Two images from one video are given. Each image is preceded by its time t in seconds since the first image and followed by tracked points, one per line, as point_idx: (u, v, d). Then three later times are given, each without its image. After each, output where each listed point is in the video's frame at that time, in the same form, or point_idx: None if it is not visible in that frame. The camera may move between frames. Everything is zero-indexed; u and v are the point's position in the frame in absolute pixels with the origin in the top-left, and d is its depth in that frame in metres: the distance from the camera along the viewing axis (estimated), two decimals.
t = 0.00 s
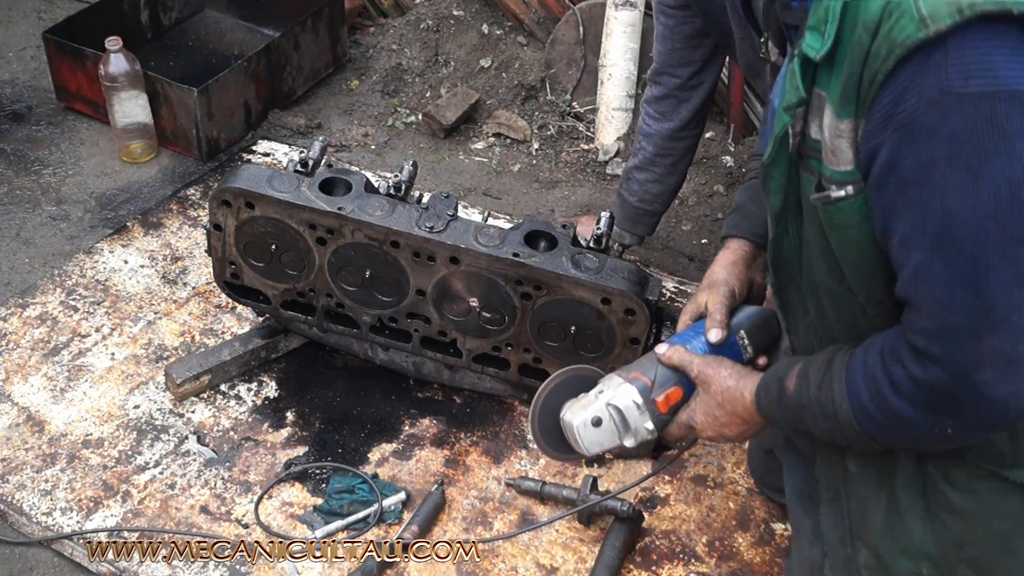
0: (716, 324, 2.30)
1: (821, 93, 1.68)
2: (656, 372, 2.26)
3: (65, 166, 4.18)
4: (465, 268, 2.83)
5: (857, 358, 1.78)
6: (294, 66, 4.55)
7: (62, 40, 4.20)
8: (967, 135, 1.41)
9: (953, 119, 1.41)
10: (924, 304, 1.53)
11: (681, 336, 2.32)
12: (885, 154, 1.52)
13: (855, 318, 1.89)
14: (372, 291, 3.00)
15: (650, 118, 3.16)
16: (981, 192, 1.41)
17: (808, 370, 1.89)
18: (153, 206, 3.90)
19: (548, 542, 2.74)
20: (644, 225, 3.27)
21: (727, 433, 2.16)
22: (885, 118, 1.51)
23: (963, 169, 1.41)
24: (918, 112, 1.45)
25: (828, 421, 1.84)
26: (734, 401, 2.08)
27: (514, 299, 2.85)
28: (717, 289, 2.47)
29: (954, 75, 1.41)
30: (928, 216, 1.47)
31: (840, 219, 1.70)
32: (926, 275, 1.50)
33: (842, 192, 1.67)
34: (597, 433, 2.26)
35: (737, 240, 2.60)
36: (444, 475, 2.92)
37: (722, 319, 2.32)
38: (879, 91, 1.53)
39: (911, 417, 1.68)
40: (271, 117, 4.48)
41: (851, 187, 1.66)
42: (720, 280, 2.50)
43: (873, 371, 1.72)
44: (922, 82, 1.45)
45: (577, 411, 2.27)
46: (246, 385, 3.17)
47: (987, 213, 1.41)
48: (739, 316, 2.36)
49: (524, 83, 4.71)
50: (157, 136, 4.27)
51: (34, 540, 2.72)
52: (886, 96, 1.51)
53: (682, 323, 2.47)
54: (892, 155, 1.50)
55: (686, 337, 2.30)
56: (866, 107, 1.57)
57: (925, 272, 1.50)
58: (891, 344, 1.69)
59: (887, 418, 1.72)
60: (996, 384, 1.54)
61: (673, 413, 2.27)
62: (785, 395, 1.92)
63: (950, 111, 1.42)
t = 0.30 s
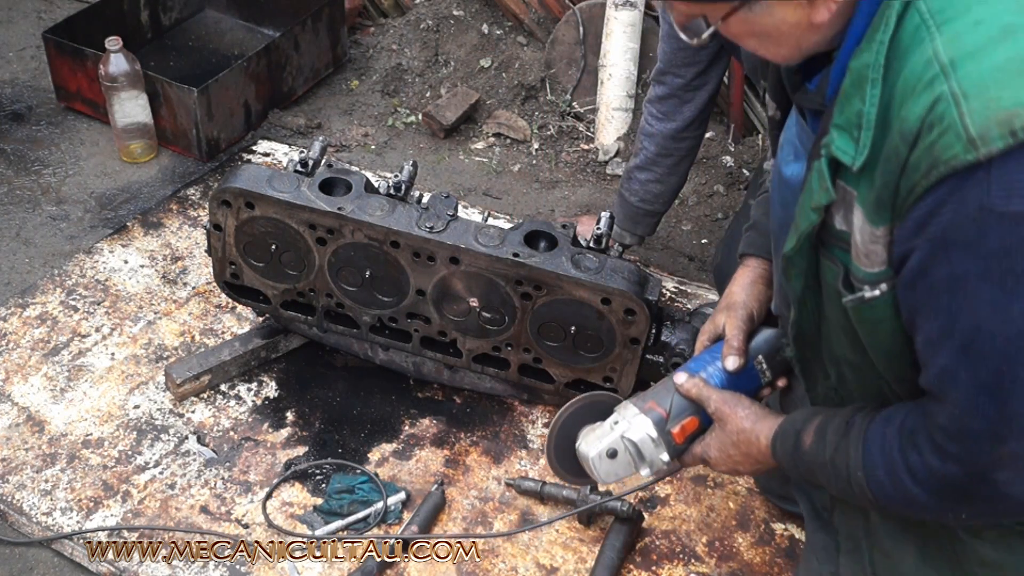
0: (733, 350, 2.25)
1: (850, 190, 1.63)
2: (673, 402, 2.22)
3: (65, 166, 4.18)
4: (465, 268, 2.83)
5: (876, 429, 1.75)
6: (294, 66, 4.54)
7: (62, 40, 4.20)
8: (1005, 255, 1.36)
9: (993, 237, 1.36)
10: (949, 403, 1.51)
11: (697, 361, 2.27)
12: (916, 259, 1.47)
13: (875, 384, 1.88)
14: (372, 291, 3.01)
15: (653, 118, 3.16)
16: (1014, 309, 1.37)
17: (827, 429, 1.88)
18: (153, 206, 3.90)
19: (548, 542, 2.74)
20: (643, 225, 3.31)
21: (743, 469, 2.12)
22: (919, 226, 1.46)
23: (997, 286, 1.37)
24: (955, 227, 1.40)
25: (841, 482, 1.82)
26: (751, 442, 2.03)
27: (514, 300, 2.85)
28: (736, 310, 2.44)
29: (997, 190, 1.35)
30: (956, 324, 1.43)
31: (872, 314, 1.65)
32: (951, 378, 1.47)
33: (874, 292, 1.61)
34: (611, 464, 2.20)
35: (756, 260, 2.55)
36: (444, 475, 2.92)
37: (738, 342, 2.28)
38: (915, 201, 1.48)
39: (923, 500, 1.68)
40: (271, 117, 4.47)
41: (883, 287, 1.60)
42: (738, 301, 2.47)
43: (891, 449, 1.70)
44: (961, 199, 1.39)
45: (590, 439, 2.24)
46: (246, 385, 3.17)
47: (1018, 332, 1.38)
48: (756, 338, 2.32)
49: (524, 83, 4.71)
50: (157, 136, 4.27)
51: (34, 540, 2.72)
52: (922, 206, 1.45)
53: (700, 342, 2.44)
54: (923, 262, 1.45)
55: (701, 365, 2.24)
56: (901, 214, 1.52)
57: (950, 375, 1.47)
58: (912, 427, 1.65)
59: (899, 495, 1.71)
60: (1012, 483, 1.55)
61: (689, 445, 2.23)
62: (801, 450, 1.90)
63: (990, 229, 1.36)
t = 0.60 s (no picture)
0: (733, 375, 2.28)
1: (862, 246, 1.61)
2: (675, 430, 2.21)
3: (65, 166, 4.18)
4: (465, 268, 2.83)
5: (892, 470, 1.69)
6: (294, 66, 4.54)
7: (62, 41, 4.20)
8: None
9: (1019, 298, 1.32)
10: (975, 453, 1.47)
11: (698, 386, 2.30)
12: (936, 320, 1.43)
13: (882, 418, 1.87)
14: (372, 291, 3.00)
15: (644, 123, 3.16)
16: None
17: (839, 469, 1.83)
18: (153, 206, 3.90)
19: (548, 542, 2.74)
20: (643, 227, 3.41)
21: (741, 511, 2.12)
22: (939, 288, 1.43)
23: None
24: (979, 290, 1.35)
25: (857, 523, 1.77)
26: (754, 485, 2.02)
27: (514, 300, 2.85)
28: (737, 333, 2.44)
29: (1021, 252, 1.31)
30: (981, 380, 1.39)
31: (888, 367, 1.63)
32: (977, 432, 1.44)
33: (891, 347, 1.60)
34: (614, 493, 2.21)
35: (755, 280, 2.54)
36: (444, 475, 2.92)
37: (738, 367, 2.30)
38: (936, 264, 1.44)
39: (948, 542, 1.63)
40: (271, 117, 4.47)
41: (900, 340, 1.58)
42: (738, 324, 2.46)
43: (911, 493, 1.64)
44: (985, 264, 1.34)
45: (591, 469, 2.25)
46: (246, 385, 3.17)
47: None
48: (756, 362, 2.34)
49: (524, 83, 4.71)
50: (157, 137, 4.27)
51: (34, 540, 2.72)
52: (943, 268, 1.41)
53: (700, 366, 2.45)
54: (944, 323, 1.41)
55: (701, 393, 2.27)
56: (920, 275, 1.49)
57: (976, 429, 1.43)
58: (931, 472, 1.60)
59: (923, 537, 1.65)
60: None
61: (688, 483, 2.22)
62: (810, 491, 1.87)
63: (1015, 293, 1.32)
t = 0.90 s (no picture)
0: (735, 372, 2.25)
1: (851, 242, 1.58)
2: (676, 424, 2.16)
3: (65, 166, 4.18)
4: (465, 268, 2.83)
5: (880, 467, 1.67)
6: (294, 66, 4.54)
7: (62, 40, 4.20)
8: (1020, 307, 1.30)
9: (1007, 289, 1.30)
10: (965, 446, 1.44)
11: (697, 379, 2.26)
12: (925, 314, 1.41)
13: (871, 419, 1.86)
14: (372, 291, 3.00)
15: (638, 126, 3.17)
16: None
17: (823, 468, 1.79)
18: (153, 206, 3.90)
19: (548, 542, 2.74)
20: (643, 229, 3.44)
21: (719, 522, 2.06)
22: (927, 282, 1.41)
23: (1015, 335, 1.31)
24: (967, 284, 1.34)
25: (843, 524, 1.73)
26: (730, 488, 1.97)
27: (514, 300, 2.85)
28: (739, 328, 2.41)
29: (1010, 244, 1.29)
30: (971, 373, 1.37)
31: (876, 362, 1.61)
32: (967, 424, 1.41)
33: (881, 340, 1.57)
34: (608, 484, 2.11)
35: (757, 280, 2.53)
36: (444, 475, 2.92)
37: (740, 363, 2.27)
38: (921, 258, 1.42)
39: (942, 538, 1.60)
40: (271, 117, 4.47)
41: (888, 335, 1.56)
42: (741, 321, 2.43)
43: (902, 486, 1.62)
44: (970, 259, 1.33)
45: (586, 450, 2.16)
46: (246, 385, 3.17)
47: None
48: (757, 360, 2.31)
49: (524, 83, 4.71)
50: (157, 136, 4.27)
51: (34, 540, 2.73)
52: (929, 263, 1.40)
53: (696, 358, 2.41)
54: (934, 317, 1.39)
55: (702, 387, 2.23)
56: (907, 271, 1.47)
57: (966, 422, 1.41)
58: (921, 466, 1.58)
59: (915, 534, 1.62)
60: None
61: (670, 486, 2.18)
62: (792, 492, 1.82)
63: (1003, 286, 1.30)
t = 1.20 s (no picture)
0: (734, 369, 2.27)
1: (839, 230, 1.60)
2: (675, 414, 2.19)
3: (64, 166, 4.18)
4: (465, 268, 2.83)
5: (857, 471, 1.65)
6: (294, 66, 4.54)
7: (62, 40, 4.20)
8: (1000, 294, 1.29)
9: (985, 277, 1.29)
10: (944, 445, 1.43)
11: (698, 369, 2.28)
12: (909, 302, 1.41)
13: (862, 419, 1.86)
14: (372, 291, 3.01)
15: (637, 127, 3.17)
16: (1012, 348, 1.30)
17: (797, 477, 1.77)
18: (153, 206, 3.90)
19: (548, 542, 2.74)
20: (643, 229, 3.44)
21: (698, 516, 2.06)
22: (909, 269, 1.41)
23: (994, 326, 1.30)
24: (947, 271, 1.34)
25: (820, 533, 1.70)
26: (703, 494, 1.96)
27: (514, 299, 2.85)
28: (737, 327, 2.37)
29: (989, 230, 1.29)
30: (952, 365, 1.36)
31: (861, 351, 1.62)
32: (948, 420, 1.40)
33: (865, 329, 1.58)
34: (602, 466, 2.16)
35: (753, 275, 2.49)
36: (444, 474, 2.92)
37: (740, 361, 2.28)
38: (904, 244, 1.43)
39: (922, 543, 1.57)
40: (271, 117, 4.47)
41: (874, 323, 1.56)
42: (741, 317, 2.39)
43: (880, 489, 1.60)
44: (952, 242, 1.33)
45: (585, 429, 2.20)
46: (246, 385, 3.17)
47: (1015, 369, 1.31)
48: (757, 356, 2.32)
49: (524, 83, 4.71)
50: (157, 136, 4.27)
51: (34, 540, 2.73)
52: (912, 249, 1.40)
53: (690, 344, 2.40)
54: (916, 304, 1.39)
55: (704, 378, 2.25)
56: (891, 257, 1.47)
57: (946, 417, 1.40)
58: (902, 468, 1.57)
59: (894, 538, 1.60)
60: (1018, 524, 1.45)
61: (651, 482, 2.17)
62: (767, 502, 1.79)
63: (983, 272, 1.29)
